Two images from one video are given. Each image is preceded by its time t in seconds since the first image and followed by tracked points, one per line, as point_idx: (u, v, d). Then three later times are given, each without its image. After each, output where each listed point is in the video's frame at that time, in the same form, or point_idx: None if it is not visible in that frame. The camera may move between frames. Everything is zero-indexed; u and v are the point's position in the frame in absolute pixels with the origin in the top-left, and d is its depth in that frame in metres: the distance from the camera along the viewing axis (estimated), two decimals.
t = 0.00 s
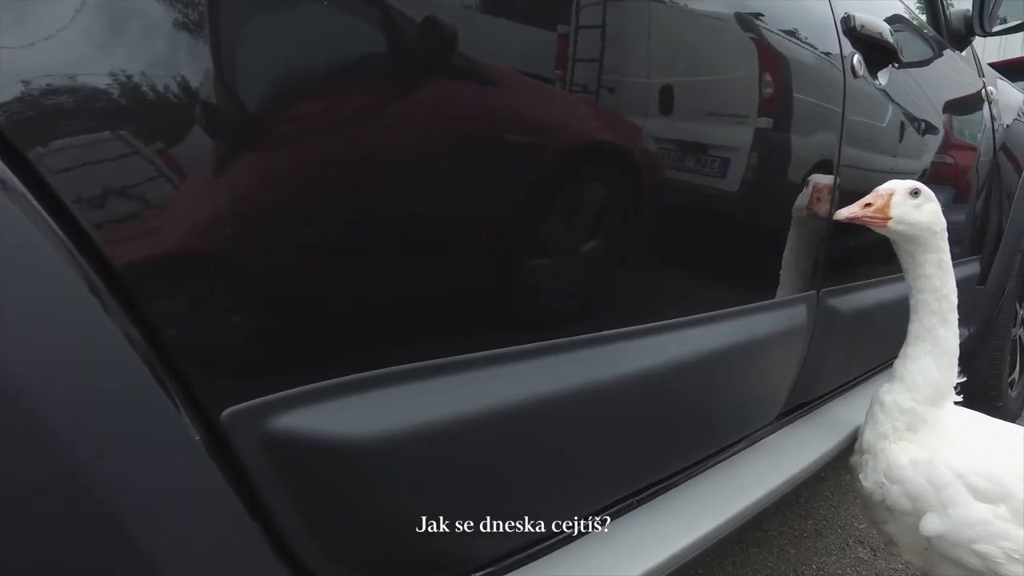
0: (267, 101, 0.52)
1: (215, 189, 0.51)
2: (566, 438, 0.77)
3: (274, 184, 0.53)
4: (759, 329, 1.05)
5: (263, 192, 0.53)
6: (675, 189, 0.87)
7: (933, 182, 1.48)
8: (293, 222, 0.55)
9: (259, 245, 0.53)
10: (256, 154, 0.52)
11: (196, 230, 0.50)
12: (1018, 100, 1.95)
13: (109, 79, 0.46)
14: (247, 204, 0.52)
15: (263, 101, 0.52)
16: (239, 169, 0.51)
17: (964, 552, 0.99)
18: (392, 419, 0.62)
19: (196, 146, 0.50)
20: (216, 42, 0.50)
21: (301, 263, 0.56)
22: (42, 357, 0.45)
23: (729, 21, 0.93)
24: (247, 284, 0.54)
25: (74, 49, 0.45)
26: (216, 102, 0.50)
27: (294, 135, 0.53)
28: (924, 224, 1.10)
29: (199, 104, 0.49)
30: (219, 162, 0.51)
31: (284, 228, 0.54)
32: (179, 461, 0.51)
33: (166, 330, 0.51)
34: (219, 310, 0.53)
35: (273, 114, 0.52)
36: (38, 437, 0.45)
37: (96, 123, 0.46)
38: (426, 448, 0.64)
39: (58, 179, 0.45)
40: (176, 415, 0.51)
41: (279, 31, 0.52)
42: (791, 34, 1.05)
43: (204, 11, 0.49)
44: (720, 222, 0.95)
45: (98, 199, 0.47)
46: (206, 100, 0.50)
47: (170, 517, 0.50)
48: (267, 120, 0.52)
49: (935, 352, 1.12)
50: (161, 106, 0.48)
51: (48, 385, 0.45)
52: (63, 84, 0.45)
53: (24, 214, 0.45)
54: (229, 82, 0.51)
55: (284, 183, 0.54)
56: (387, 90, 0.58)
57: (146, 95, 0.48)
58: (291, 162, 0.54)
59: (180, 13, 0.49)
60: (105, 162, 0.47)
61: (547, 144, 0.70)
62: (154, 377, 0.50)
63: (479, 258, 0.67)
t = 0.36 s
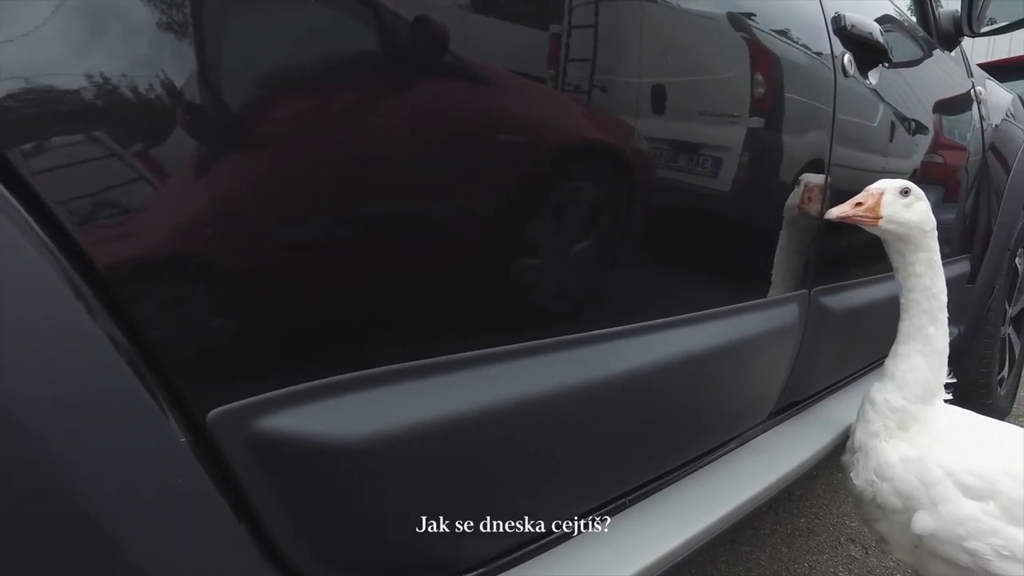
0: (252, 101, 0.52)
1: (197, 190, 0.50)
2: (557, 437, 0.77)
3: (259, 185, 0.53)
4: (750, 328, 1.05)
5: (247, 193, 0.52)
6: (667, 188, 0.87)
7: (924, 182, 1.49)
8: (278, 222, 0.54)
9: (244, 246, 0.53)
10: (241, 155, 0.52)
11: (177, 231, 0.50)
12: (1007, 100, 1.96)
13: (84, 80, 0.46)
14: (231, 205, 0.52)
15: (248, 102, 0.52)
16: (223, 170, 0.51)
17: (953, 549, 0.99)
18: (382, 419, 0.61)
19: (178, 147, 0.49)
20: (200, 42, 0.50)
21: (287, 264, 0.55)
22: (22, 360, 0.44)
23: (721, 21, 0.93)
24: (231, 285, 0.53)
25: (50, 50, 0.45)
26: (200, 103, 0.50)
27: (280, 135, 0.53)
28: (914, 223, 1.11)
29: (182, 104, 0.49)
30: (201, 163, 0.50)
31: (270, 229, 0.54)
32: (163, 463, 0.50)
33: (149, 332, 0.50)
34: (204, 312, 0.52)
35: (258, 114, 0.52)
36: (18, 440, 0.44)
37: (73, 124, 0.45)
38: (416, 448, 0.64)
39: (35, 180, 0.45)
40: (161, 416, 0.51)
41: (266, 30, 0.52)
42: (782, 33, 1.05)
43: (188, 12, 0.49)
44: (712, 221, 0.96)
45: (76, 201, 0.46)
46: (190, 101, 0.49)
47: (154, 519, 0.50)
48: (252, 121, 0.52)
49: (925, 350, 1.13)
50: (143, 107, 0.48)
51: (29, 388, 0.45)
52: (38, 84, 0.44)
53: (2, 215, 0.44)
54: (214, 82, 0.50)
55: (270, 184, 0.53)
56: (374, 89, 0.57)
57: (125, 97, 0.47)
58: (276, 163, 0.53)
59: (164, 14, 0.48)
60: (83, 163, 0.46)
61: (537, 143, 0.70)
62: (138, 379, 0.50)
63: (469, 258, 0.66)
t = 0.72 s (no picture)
0: (242, 100, 0.51)
1: (186, 191, 0.50)
2: (552, 437, 0.77)
3: (249, 184, 0.52)
4: (743, 327, 1.05)
5: (237, 193, 0.52)
6: (660, 188, 0.87)
7: (915, 182, 1.50)
8: (269, 222, 0.54)
9: (235, 246, 0.53)
10: (231, 155, 0.51)
11: (166, 232, 0.49)
12: (996, 100, 1.98)
13: (68, 80, 0.45)
14: (221, 205, 0.51)
15: (238, 101, 0.51)
16: (213, 170, 0.51)
17: (946, 547, 1.00)
18: (374, 419, 0.61)
19: (166, 146, 0.49)
20: (190, 41, 0.49)
21: (278, 265, 0.55)
22: (15, 361, 0.44)
23: (714, 21, 0.93)
24: (222, 286, 0.53)
25: (34, 50, 0.44)
26: (190, 103, 0.49)
27: (270, 135, 0.53)
28: (905, 222, 1.11)
29: (171, 104, 0.49)
30: (191, 163, 0.50)
31: (260, 229, 0.53)
32: (154, 465, 0.50)
33: (139, 334, 0.50)
34: (194, 312, 0.52)
35: (248, 113, 0.52)
36: (11, 440, 0.44)
37: (59, 124, 0.45)
38: (410, 448, 0.64)
39: (21, 181, 0.44)
40: (151, 418, 0.50)
41: (257, 30, 0.52)
42: (774, 33, 1.05)
43: (178, 11, 0.49)
44: (705, 221, 0.96)
45: (64, 202, 0.46)
46: (179, 101, 0.49)
47: (145, 522, 0.49)
48: (243, 120, 0.51)
49: (916, 349, 1.14)
50: (131, 107, 0.47)
51: (22, 389, 0.45)
52: (21, 85, 0.44)
53: None
54: (204, 81, 0.50)
55: (260, 184, 0.53)
56: (366, 89, 0.57)
57: (113, 96, 0.47)
58: (267, 163, 0.53)
59: (154, 13, 0.48)
60: (70, 163, 0.46)
61: (530, 143, 0.70)
62: (127, 381, 0.49)
63: (462, 258, 0.66)
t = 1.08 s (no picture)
0: (237, 97, 0.51)
1: (179, 189, 0.49)
2: (546, 435, 0.77)
3: (243, 182, 0.52)
4: (737, 324, 1.05)
5: (231, 191, 0.52)
6: (654, 186, 0.87)
7: (907, 181, 1.51)
8: (262, 220, 0.53)
9: (228, 245, 0.52)
10: (225, 152, 0.51)
11: (157, 230, 0.49)
12: (987, 99, 1.99)
13: (56, 78, 0.45)
14: (215, 204, 0.51)
15: (232, 98, 0.51)
16: (206, 167, 0.50)
17: (938, 543, 1.00)
18: (369, 418, 0.60)
19: (159, 144, 0.48)
20: (184, 37, 0.49)
21: (272, 263, 0.54)
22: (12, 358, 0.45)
23: (708, 19, 0.93)
24: (215, 284, 0.52)
25: (22, 48, 0.44)
26: (183, 99, 0.49)
27: (264, 132, 0.52)
28: (896, 220, 1.12)
29: (164, 101, 0.48)
30: (184, 161, 0.49)
31: (254, 227, 0.53)
32: (147, 464, 0.50)
33: (131, 332, 0.49)
34: (187, 311, 0.51)
35: (242, 110, 0.51)
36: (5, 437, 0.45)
37: (49, 122, 0.45)
38: (404, 447, 0.63)
39: (12, 178, 0.44)
40: (143, 416, 0.50)
41: (251, 26, 0.51)
42: (768, 31, 1.05)
43: (172, 8, 0.48)
44: (699, 219, 0.96)
45: (54, 198, 0.46)
46: (172, 98, 0.48)
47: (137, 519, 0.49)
48: (237, 117, 0.51)
49: (907, 346, 1.14)
50: (124, 104, 0.47)
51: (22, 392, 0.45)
52: (10, 83, 0.44)
53: None
54: (198, 78, 0.49)
55: (254, 182, 0.52)
56: (361, 87, 0.57)
57: (105, 93, 0.46)
58: (261, 160, 0.52)
59: (148, 10, 0.48)
60: (61, 160, 0.45)
61: (524, 141, 0.70)
62: (118, 380, 0.49)
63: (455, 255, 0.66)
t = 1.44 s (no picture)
0: (227, 95, 0.50)
1: (168, 188, 0.49)
2: (540, 435, 0.77)
3: (234, 181, 0.52)
4: (731, 322, 1.06)
5: (222, 190, 0.51)
6: (647, 185, 0.87)
7: (899, 180, 1.51)
8: (253, 219, 0.53)
9: (219, 244, 0.52)
10: (215, 151, 0.50)
11: (145, 230, 0.48)
12: (977, 100, 2.01)
13: (40, 74, 0.44)
14: (205, 203, 0.51)
15: (223, 96, 0.50)
16: (196, 166, 0.50)
17: (931, 541, 1.00)
18: (361, 418, 0.60)
19: (148, 142, 0.48)
20: (173, 35, 0.48)
21: (263, 263, 0.54)
22: None
23: (701, 18, 0.93)
24: (204, 285, 0.52)
25: (7, 42, 0.44)
26: (172, 98, 0.48)
27: (255, 131, 0.52)
28: (888, 219, 1.13)
29: (153, 100, 0.48)
30: (173, 160, 0.49)
31: (244, 226, 0.53)
32: (135, 465, 0.49)
33: (119, 333, 0.49)
34: (177, 311, 0.51)
35: (232, 108, 0.51)
36: None
37: (34, 119, 0.44)
38: (398, 447, 0.63)
39: None
40: (131, 417, 0.50)
41: (242, 24, 0.51)
42: (761, 30, 1.06)
43: (163, 6, 0.48)
44: (692, 218, 0.96)
45: (39, 197, 0.45)
46: (161, 96, 0.48)
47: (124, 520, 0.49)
48: (227, 116, 0.51)
49: (900, 344, 1.15)
50: (112, 103, 0.46)
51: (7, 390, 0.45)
52: None
53: None
54: (187, 75, 0.49)
55: (245, 180, 0.52)
56: (353, 85, 0.56)
57: (93, 92, 0.46)
58: (252, 159, 0.52)
59: (138, 7, 0.47)
60: (46, 158, 0.45)
61: (517, 140, 0.70)
62: (106, 381, 0.48)
63: (448, 255, 0.66)
